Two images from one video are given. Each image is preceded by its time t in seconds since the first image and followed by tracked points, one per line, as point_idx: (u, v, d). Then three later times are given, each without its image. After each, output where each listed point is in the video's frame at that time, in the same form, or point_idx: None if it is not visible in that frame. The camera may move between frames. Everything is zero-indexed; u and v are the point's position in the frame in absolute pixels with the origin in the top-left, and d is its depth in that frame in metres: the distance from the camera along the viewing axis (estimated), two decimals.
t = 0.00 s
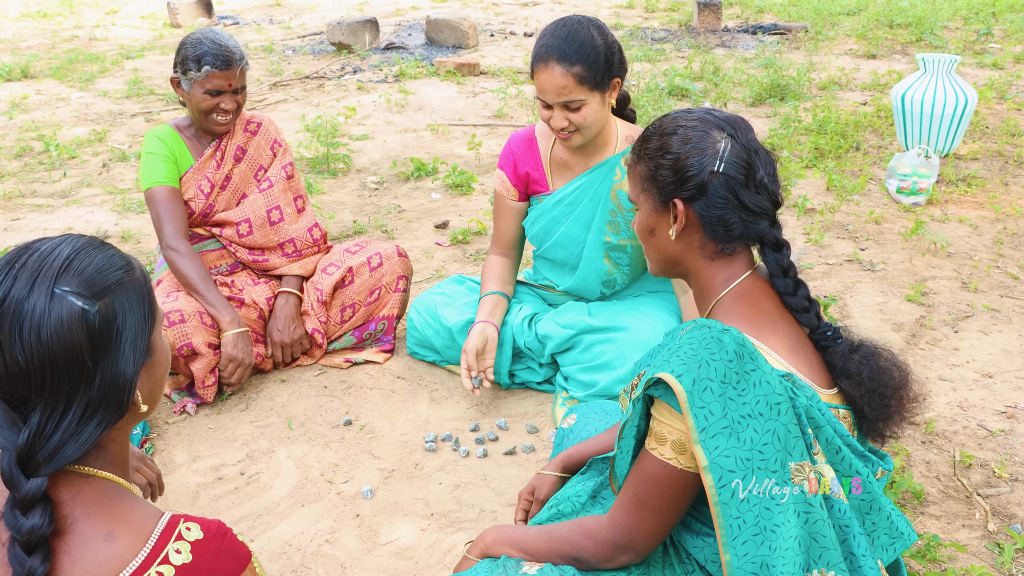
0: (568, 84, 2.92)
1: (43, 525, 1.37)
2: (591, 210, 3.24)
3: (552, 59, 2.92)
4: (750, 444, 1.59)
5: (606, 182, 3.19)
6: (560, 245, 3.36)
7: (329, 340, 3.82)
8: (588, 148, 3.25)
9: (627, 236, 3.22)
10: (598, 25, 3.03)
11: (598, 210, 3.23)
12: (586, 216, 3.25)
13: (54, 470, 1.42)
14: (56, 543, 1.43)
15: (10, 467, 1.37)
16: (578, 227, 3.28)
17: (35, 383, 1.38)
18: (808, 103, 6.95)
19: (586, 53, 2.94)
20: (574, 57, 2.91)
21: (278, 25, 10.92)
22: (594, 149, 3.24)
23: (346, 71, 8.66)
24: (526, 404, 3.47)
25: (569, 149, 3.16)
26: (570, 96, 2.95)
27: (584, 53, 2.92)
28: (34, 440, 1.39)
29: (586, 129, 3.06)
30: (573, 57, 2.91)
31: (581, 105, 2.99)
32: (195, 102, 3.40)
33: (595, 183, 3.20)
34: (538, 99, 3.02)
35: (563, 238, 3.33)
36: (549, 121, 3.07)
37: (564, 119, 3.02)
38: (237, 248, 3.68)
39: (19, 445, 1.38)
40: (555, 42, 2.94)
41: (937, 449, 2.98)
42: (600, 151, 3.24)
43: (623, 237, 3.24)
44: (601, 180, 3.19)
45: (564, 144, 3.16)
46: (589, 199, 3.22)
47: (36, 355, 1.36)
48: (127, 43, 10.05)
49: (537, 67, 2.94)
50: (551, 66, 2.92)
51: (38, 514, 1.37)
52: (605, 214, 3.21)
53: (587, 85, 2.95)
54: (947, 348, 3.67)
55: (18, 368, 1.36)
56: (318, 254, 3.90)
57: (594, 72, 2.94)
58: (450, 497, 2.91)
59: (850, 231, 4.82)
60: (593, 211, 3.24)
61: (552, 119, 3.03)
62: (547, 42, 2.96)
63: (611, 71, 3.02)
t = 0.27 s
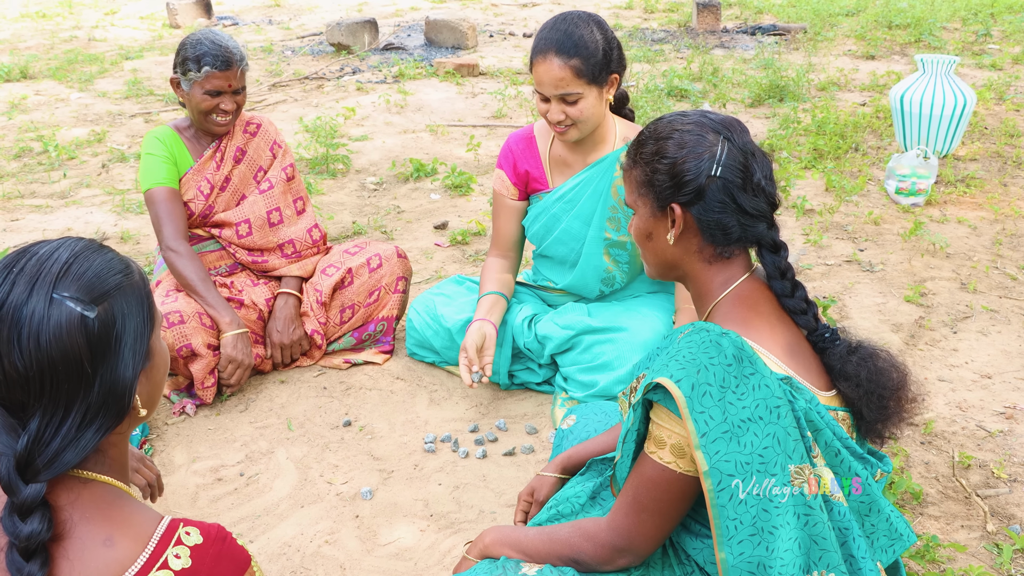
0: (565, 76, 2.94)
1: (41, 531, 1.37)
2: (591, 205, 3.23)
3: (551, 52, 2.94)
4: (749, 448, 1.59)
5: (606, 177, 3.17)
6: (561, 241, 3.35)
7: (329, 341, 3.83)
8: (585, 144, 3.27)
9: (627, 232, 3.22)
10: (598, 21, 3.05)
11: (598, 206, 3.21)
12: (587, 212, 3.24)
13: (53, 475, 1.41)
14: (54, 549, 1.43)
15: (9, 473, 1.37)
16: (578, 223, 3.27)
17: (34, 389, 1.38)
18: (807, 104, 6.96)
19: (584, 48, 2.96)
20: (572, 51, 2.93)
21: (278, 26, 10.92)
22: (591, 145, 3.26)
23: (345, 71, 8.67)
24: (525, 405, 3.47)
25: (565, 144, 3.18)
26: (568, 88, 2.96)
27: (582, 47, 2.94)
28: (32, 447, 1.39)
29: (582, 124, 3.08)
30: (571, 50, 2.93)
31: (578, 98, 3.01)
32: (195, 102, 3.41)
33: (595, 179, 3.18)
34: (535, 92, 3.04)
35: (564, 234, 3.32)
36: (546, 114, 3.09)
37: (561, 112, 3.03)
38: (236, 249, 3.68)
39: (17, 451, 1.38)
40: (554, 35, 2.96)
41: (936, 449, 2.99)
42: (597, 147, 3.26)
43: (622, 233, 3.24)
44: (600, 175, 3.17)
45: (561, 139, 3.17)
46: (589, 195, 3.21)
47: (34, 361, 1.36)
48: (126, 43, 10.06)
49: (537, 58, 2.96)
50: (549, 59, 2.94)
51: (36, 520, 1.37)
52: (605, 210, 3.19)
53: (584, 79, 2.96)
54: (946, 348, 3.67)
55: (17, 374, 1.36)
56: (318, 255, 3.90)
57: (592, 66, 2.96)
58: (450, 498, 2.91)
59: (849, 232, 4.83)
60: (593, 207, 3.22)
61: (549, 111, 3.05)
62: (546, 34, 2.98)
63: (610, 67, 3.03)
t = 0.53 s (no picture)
0: (559, 74, 2.95)
1: (39, 537, 1.37)
2: (588, 204, 3.22)
3: (546, 50, 2.95)
4: (749, 450, 1.59)
5: (602, 176, 3.17)
6: (559, 242, 3.35)
7: (328, 343, 3.82)
8: (581, 144, 3.28)
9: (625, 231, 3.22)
10: (593, 20, 3.06)
11: (595, 205, 3.21)
12: (584, 211, 3.23)
13: (52, 482, 1.41)
14: (53, 554, 1.43)
15: (7, 480, 1.37)
16: (576, 222, 3.27)
17: (34, 397, 1.38)
18: (806, 105, 6.96)
19: (578, 46, 2.97)
20: (567, 48, 2.94)
21: (277, 28, 10.93)
22: (586, 145, 3.27)
23: (344, 73, 8.67)
24: (525, 407, 3.47)
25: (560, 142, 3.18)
26: (563, 85, 2.96)
27: (576, 44, 2.95)
28: (31, 454, 1.39)
29: (577, 123, 3.08)
30: (566, 48, 2.94)
31: (572, 96, 3.01)
32: (193, 105, 3.41)
33: (591, 178, 3.18)
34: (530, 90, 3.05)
35: (562, 235, 3.32)
36: (541, 113, 3.10)
37: (555, 110, 3.04)
38: (235, 251, 3.68)
39: (16, 458, 1.37)
40: (548, 32, 2.97)
41: (935, 451, 2.99)
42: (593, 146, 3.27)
43: (620, 232, 3.24)
44: (597, 175, 3.17)
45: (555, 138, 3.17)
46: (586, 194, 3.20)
47: (34, 369, 1.36)
48: (125, 45, 10.06)
49: (531, 56, 2.97)
50: (543, 57, 2.95)
51: (34, 526, 1.37)
52: (602, 209, 3.19)
53: (578, 76, 2.96)
54: (946, 350, 3.67)
55: (16, 382, 1.36)
56: (317, 257, 3.90)
57: (586, 64, 2.96)
58: (449, 500, 2.91)
59: (848, 233, 4.83)
60: (590, 207, 3.22)
61: (544, 109, 3.06)
62: (540, 32, 2.99)
63: (604, 66, 3.04)
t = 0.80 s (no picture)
0: (545, 63, 3.02)
1: (39, 539, 1.37)
2: (579, 212, 3.24)
3: (534, 41, 3.03)
4: (747, 451, 1.59)
5: (591, 183, 3.19)
6: (554, 251, 3.35)
7: (328, 345, 3.82)
8: (568, 149, 3.26)
9: (618, 236, 3.23)
10: (589, 31, 3.14)
11: (587, 213, 3.22)
12: (576, 219, 3.25)
13: (52, 485, 1.41)
14: (53, 556, 1.42)
15: (7, 482, 1.36)
16: (569, 231, 3.28)
17: (34, 400, 1.37)
18: (806, 107, 6.96)
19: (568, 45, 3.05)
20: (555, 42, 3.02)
21: (276, 30, 10.93)
22: (574, 151, 3.25)
23: (344, 75, 8.67)
24: (525, 409, 3.47)
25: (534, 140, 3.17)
26: (546, 76, 3.02)
27: (565, 41, 3.03)
28: (31, 457, 1.38)
29: (553, 120, 3.09)
30: (554, 42, 3.03)
31: (554, 90, 3.05)
32: (193, 107, 3.41)
33: (580, 187, 3.20)
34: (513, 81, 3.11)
35: (557, 244, 3.32)
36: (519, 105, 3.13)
37: (533, 103, 3.07)
38: (235, 253, 3.68)
39: (16, 461, 1.37)
40: (541, 26, 3.06)
41: (935, 452, 2.98)
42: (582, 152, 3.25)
43: (614, 237, 3.24)
44: (586, 183, 3.19)
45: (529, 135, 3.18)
46: (577, 202, 3.22)
47: (34, 372, 1.36)
48: (125, 48, 10.07)
49: (520, 45, 3.06)
50: (531, 46, 3.04)
51: (34, 529, 1.37)
52: (594, 215, 3.21)
53: (563, 72, 3.03)
54: (946, 351, 3.67)
55: (17, 385, 1.36)
56: (317, 259, 3.89)
57: (571, 61, 3.03)
58: (449, 501, 2.91)
59: (848, 235, 4.83)
60: (582, 214, 3.23)
61: (522, 100, 3.09)
62: (534, 26, 3.08)
63: (589, 72, 3.11)
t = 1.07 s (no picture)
0: (550, 56, 3.05)
1: (38, 539, 1.36)
2: (572, 226, 3.25)
3: (543, 36, 3.09)
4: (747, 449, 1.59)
5: (582, 197, 3.20)
6: (551, 265, 3.37)
7: (327, 345, 3.82)
8: (555, 162, 3.21)
9: (614, 245, 3.24)
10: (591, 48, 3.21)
11: (580, 226, 3.23)
12: (570, 233, 3.26)
13: (51, 486, 1.41)
14: (52, 556, 1.42)
15: (6, 482, 1.36)
16: (564, 245, 3.29)
17: (34, 401, 1.37)
18: (805, 107, 6.96)
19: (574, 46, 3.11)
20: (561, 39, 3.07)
21: (276, 31, 10.93)
22: (560, 164, 3.21)
23: (343, 76, 8.67)
24: (525, 409, 3.47)
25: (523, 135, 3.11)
26: (550, 67, 3.05)
27: (572, 43, 3.09)
28: (31, 458, 1.38)
29: (548, 113, 3.05)
30: (564, 39, 3.09)
31: (554, 83, 3.05)
32: (192, 107, 3.41)
33: (571, 201, 3.21)
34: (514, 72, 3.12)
35: (553, 258, 3.34)
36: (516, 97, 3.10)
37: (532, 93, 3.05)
38: (235, 253, 3.69)
39: (15, 462, 1.37)
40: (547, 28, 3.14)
41: (935, 452, 2.98)
42: (570, 164, 3.22)
43: (610, 247, 3.25)
44: (576, 197, 3.20)
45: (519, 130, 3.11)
46: (569, 217, 3.23)
47: (34, 373, 1.35)
48: (124, 49, 10.07)
49: (528, 38, 3.11)
50: (538, 40, 3.08)
51: (34, 529, 1.37)
52: (588, 227, 3.21)
53: (566, 67, 3.06)
54: (946, 351, 3.67)
55: (17, 386, 1.36)
56: (317, 259, 3.89)
57: (576, 61, 3.07)
58: (450, 501, 2.91)
59: (848, 235, 4.83)
60: (575, 228, 3.24)
61: (521, 89, 3.07)
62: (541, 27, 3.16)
63: (591, 79, 3.14)
